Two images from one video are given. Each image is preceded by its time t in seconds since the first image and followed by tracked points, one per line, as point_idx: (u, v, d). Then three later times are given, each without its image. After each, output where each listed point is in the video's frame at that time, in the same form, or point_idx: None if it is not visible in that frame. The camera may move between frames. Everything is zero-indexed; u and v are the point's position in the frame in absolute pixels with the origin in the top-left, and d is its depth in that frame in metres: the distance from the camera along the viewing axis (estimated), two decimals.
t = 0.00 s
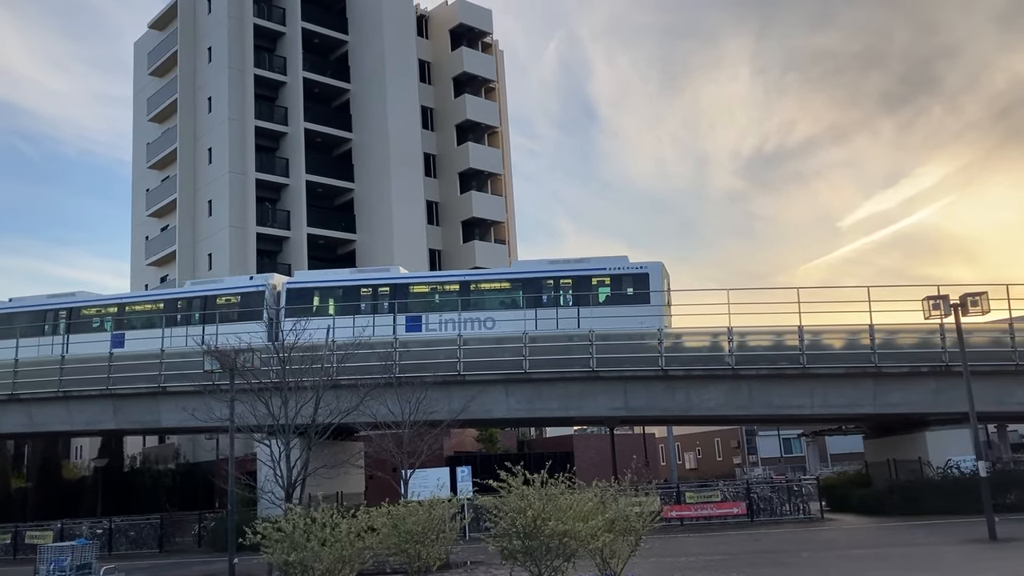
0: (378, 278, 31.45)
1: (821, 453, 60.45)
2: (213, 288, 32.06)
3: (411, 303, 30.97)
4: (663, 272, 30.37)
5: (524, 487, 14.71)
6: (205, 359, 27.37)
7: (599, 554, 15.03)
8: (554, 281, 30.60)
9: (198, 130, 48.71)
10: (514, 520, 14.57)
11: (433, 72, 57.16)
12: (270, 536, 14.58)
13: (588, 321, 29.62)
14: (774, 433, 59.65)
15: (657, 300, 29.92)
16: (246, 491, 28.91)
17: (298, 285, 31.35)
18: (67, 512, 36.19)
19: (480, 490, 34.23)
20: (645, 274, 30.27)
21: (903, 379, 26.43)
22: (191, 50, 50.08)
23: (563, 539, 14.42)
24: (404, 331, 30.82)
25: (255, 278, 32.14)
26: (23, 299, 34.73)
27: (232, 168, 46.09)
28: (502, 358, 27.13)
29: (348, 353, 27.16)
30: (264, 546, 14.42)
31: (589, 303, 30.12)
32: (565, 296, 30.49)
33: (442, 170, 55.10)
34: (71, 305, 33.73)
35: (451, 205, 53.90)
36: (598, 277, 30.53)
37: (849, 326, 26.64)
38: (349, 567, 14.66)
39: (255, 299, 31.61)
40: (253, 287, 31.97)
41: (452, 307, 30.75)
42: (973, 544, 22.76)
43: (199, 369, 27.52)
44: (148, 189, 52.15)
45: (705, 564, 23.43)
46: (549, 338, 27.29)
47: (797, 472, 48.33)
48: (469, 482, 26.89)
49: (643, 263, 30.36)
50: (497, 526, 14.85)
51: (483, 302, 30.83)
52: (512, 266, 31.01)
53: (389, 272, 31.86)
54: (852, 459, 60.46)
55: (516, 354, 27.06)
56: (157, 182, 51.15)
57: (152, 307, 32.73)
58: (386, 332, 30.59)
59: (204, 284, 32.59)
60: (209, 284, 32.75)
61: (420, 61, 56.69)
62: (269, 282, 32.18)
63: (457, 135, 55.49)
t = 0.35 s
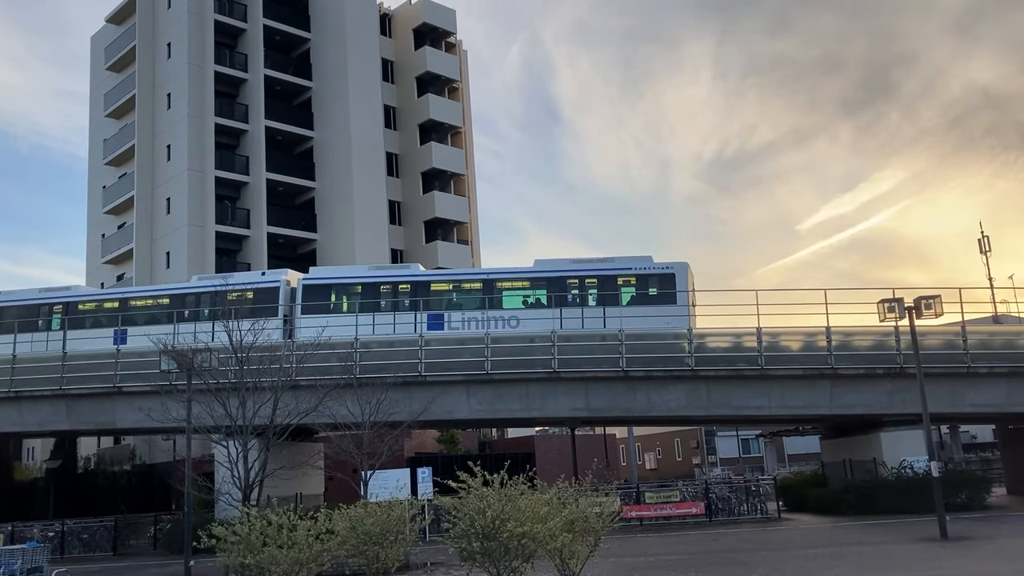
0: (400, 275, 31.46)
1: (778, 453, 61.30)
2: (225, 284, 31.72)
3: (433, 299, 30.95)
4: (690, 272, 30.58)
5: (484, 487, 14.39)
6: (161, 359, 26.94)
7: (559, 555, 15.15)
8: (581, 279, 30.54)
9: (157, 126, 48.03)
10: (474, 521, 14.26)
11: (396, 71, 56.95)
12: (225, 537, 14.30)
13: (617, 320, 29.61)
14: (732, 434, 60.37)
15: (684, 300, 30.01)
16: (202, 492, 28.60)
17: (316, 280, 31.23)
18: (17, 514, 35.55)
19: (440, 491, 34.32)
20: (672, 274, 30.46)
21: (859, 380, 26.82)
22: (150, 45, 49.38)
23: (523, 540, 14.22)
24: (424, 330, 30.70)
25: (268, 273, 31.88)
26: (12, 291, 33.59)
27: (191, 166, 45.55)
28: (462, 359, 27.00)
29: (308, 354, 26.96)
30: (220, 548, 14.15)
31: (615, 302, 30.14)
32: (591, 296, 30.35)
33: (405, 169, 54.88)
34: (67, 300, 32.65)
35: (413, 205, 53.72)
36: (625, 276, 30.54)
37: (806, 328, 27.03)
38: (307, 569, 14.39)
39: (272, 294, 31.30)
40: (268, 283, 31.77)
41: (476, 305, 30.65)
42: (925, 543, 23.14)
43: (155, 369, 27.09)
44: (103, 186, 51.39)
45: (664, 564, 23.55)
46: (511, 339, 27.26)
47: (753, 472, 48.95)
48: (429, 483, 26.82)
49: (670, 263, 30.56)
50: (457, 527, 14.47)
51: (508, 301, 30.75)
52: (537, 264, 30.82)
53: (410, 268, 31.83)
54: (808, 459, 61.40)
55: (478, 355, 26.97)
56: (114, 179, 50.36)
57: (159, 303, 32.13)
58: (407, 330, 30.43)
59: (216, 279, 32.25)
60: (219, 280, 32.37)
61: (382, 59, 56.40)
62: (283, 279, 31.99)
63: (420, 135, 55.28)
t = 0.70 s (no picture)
0: (425, 273, 31.35)
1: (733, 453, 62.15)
2: (240, 279, 31.15)
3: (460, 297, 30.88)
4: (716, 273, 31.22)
5: (439, 488, 14.14)
6: (113, 358, 26.52)
7: (515, 556, 15.04)
8: (608, 280, 30.89)
9: (111, 121, 47.22)
10: (428, 522, 14.04)
11: (356, 69, 56.62)
12: (175, 540, 13.76)
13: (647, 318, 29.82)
14: (688, 434, 61.08)
15: (711, 300, 30.60)
16: (155, 494, 28.21)
17: (338, 276, 30.99)
18: None
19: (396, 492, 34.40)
20: (698, 275, 31.00)
21: (812, 381, 27.24)
22: (104, 39, 48.54)
23: (477, 542, 14.02)
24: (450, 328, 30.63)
25: (286, 270, 31.37)
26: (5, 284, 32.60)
27: (146, 162, 44.84)
28: (421, 359, 26.89)
29: (263, 353, 26.69)
30: (169, 551, 13.59)
31: (642, 302, 30.50)
32: (617, 295, 30.75)
33: (364, 168, 54.58)
34: (70, 295, 31.72)
35: (372, 204, 53.44)
36: (651, 276, 30.97)
37: (761, 330, 27.34)
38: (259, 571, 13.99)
39: (290, 291, 30.90)
40: (286, 280, 31.28)
41: (503, 304, 30.62)
42: (875, 541, 23.53)
43: (106, 369, 26.67)
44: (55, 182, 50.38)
45: (619, 563, 23.64)
46: (470, 340, 27.19)
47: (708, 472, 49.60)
48: (385, 484, 26.70)
49: (696, 264, 31.10)
50: (411, 529, 14.27)
51: (534, 300, 30.84)
52: (562, 263, 31.01)
53: (433, 266, 31.72)
54: (762, 459, 62.35)
55: (437, 355, 26.86)
56: (66, 175, 49.37)
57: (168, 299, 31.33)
58: (433, 328, 30.25)
59: (231, 274, 31.63)
60: (233, 276, 31.72)
61: (342, 57, 56.02)
62: (302, 275, 31.54)
63: (380, 133, 54.95)
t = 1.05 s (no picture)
0: (451, 271, 31.42)
1: (695, 453, 62.84)
2: (261, 276, 30.93)
3: (488, 296, 31.10)
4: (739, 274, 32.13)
5: (402, 489, 13.75)
6: (70, 358, 26.07)
7: (477, 556, 14.47)
8: (633, 280, 31.52)
9: (69, 116, 46.41)
10: (390, 524, 13.58)
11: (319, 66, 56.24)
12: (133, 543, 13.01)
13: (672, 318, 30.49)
14: (651, 434, 61.64)
15: (735, 301, 31.52)
16: (112, 495, 27.77)
17: (366, 274, 30.92)
18: None
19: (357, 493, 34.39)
20: (722, 276, 31.86)
21: (772, 382, 27.56)
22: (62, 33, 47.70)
23: (440, 542, 13.51)
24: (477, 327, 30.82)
25: (308, 266, 31.18)
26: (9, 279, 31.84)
27: (104, 158, 44.15)
28: (384, 359, 26.78)
29: (223, 353, 26.40)
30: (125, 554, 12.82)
31: (667, 303, 31.12)
32: (645, 296, 31.36)
33: (327, 166, 54.25)
34: (78, 290, 31.11)
35: (337, 202, 53.10)
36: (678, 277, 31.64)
37: (723, 331, 27.64)
38: None
39: (315, 288, 30.84)
40: (308, 277, 31.12)
41: (530, 303, 30.90)
42: (832, 540, 23.81)
43: (63, 369, 26.22)
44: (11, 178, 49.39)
45: (581, 563, 23.66)
46: (434, 340, 27.12)
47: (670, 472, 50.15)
48: (348, 486, 26.55)
49: (721, 266, 31.91)
50: (373, 530, 13.81)
51: (559, 300, 31.15)
52: (591, 264, 31.52)
53: (458, 263, 31.74)
54: (724, 459, 63.15)
55: (400, 355, 26.74)
56: (22, 171, 48.43)
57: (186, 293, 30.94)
58: (460, 327, 30.50)
59: (250, 270, 31.38)
60: (251, 272, 31.47)
61: (306, 55, 55.63)
62: (326, 273, 31.40)
63: (344, 131, 54.64)
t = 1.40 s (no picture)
0: (479, 271, 31.50)
1: (655, 453, 63.49)
2: (288, 273, 31.20)
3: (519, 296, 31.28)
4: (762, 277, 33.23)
5: (360, 489, 12.91)
6: (22, 357, 25.60)
7: (437, 556, 13.83)
8: (657, 282, 32.30)
9: (22, 111, 45.50)
10: (349, 525, 12.70)
11: (280, 63, 55.73)
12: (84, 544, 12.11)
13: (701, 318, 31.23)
14: (611, 434, 62.12)
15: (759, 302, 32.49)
16: (65, 497, 27.29)
17: (395, 272, 30.93)
18: None
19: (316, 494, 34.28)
20: (747, 278, 32.91)
21: (731, 382, 27.87)
22: (16, 26, 46.77)
23: (400, 544, 12.69)
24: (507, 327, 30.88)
25: (336, 263, 31.43)
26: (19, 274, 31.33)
27: (58, 154, 43.33)
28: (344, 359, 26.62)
29: (180, 353, 26.04)
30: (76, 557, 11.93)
31: (693, 304, 31.92)
32: (672, 296, 32.11)
33: (287, 164, 53.80)
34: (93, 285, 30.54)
35: (298, 201, 52.66)
36: (703, 279, 32.53)
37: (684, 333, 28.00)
38: None
39: (344, 286, 31.00)
40: (335, 274, 31.37)
41: (559, 303, 31.25)
42: (789, 539, 24.03)
43: (14, 369, 25.79)
44: None
45: (540, 563, 23.62)
46: (395, 340, 27.01)
47: (629, 472, 50.67)
48: (307, 487, 26.31)
49: (745, 269, 32.98)
50: (331, 531, 12.90)
51: (586, 300, 31.65)
52: (620, 265, 32.26)
53: (486, 263, 31.87)
54: (683, 458, 63.89)
55: (361, 355, 26.60)
56: None
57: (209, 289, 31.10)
58: (492, 326, 30.47)
59: (275, 268, 31.59)
60: (275, 270, 31.65)
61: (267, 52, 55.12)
62: (354, 271, 31.52)
63: (305, 129, 54.31)
